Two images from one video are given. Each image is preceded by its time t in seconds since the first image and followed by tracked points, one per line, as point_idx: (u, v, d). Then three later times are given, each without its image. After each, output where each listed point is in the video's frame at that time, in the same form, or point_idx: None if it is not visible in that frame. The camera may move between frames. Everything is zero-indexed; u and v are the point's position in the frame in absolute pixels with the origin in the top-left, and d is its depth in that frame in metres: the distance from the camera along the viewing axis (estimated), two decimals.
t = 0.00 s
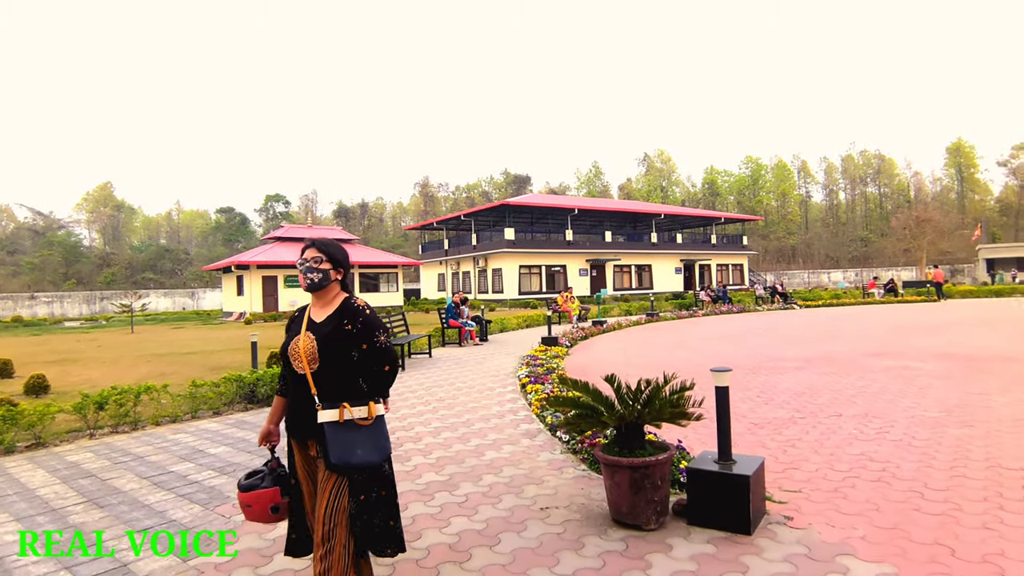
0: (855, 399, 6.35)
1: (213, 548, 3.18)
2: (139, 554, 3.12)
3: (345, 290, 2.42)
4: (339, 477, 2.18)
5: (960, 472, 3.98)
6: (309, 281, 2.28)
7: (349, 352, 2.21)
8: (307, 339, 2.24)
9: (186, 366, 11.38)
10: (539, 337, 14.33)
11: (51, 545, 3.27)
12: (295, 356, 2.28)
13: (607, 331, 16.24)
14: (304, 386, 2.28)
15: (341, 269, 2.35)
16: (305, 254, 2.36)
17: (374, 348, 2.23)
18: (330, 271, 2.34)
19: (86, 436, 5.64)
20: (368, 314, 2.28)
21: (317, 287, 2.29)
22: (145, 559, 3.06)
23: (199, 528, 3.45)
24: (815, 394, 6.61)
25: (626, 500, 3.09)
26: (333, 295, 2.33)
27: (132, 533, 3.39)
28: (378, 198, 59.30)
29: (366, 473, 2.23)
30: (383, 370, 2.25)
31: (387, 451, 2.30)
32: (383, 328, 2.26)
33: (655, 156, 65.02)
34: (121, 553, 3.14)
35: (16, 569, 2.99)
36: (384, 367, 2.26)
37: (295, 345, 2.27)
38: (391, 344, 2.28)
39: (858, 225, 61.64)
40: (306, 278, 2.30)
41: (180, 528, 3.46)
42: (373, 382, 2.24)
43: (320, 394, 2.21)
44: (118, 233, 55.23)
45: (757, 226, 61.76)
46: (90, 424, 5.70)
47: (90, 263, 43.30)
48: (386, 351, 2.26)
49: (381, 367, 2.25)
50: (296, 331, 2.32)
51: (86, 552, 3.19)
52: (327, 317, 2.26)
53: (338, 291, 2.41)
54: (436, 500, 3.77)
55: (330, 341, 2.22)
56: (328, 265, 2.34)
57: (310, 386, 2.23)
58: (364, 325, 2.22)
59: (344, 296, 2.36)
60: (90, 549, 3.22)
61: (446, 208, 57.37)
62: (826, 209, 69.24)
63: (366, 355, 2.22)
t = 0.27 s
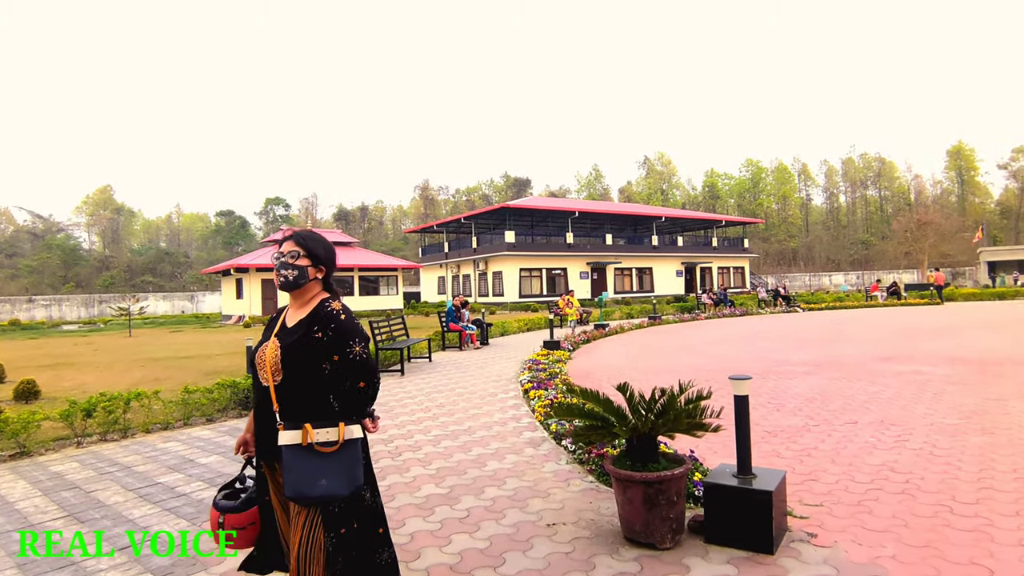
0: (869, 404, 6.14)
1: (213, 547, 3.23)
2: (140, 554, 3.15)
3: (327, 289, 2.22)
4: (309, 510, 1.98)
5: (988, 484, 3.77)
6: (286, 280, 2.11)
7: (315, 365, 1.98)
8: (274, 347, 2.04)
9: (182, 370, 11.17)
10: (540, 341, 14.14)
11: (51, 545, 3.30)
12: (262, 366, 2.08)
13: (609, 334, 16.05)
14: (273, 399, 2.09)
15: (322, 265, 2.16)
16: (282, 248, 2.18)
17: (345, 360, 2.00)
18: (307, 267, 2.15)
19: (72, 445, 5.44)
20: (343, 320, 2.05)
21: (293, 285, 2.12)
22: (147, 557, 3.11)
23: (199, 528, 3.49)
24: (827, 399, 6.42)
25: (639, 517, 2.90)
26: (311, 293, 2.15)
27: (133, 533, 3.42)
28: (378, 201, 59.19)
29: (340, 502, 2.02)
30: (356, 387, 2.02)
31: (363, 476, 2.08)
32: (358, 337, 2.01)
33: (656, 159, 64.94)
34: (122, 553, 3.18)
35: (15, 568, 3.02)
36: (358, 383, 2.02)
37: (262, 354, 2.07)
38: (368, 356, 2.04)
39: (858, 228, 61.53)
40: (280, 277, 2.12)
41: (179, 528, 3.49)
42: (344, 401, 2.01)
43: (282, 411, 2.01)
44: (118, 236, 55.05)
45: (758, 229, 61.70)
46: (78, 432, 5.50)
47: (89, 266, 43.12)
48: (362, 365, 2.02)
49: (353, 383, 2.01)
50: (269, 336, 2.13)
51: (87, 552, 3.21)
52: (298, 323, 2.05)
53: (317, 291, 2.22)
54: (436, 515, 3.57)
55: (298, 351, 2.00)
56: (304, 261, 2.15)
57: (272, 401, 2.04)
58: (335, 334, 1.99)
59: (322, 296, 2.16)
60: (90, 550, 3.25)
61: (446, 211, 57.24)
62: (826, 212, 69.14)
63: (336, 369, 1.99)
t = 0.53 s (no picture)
0: (881, 407, 5.94)
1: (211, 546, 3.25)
2: (140, 553, 3.13)
3: (305, 286, 2.00)
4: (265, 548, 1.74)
5: (1017, 492, 3.57)
6: (250, 272, 1.90)
7: (269, 380, 1.73)
8: (229, 354, 1.81)
9: (174, 372, 10.93)
10: (539, 341, 13.94)
11: (50, 545, 3.30)
12: (219, 376, 1.85)
13: (609, 334, 15.86)
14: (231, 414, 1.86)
15: (295, 257, 1.95)
16: (254, 235, 1.98)
17: (305, 376, 1.73)
18: (279, 259, 1.94)
19: (54, 452, 5.21)
20: (310, 323, 1.75)
21: (261, 278, 1.91)
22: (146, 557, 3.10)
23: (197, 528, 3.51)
24: (836, 401, 6.22)
25: (654, 533, 2.70)
26: (280, 288, 1.94)
27: (134, 532, 3.40)
28: (375, 201, 58.95)
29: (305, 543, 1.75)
30: (318, 408, 1.75)
31: (329, 512, 1.82)
32: (323, 349, 1.74)
33: (653, 158, 64.78)
34: (120, 553, 3.17)
35: (18, 568, 3.03)
36: (322, 404, 1.76)
37: (219, 362, 1.84)
38: (336, 371, 1.77)
39: (856, 227, 61.46)
40: (245, 270, 1.92)
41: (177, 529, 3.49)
42: (304, 424, 1.75)
43: (233, 432, 1.79)
44: (113, 236, 54.70)
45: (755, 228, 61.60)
46: (60, 439, 5.26)
47: (84, 266, 42.81)
48: (328, 383, 1.75)
49: (315, 404, 1.75)
50: (232, 339, 1.91)
51: (85, 551, 3.20)
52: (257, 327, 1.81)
53: (291, 287, 2.00)
54: (434, 527, 3.36)
55: (251, 363, 1.75)
56: (278, 251, 1.95)
57: (225, 417, 1.81)
58: (295, 344, 1.72)
59: (294, 293, 1.93)
60: (90, 549, 3.24)
61: (443, 210, 57.06)
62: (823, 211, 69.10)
63: (295, 385, 1.73)
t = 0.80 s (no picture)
0: (898, 413, 5.74)
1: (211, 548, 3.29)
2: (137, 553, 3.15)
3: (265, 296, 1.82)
4: None
5: None
6: (202, 276, 1.72)
7: (222, 408, 1.53)
8: (177, 375, 1.62)
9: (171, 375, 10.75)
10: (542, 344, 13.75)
11: (51, 546, 3.34)
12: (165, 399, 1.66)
13: (612, 337, 15.66)
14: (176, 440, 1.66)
15: (257, 260, 1.78)
16: (211, 233, 1.80)
17: (263, 404, 1.54)
18: (239, 261, 1.77)
19: (42, 460, 5.02)
20: (272, 341, 1.57)
21: (217, 283, 1.73)
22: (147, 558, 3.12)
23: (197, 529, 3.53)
24: (852, 408, 6.02)
25: (673, 556, 2.50)
26: (241, 293, 1.77)
27: (132, 533, 3.43)
28: (376, 202, 58.80)
29: None
30: (280, 445, 1.57)
31: (288, 558, 1.65)
32: (285, 372, 1.55)
33: (654, 160, 64.55)
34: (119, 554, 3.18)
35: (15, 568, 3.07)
36: (285, 439, 1.57)
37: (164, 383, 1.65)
38: (300, 401, 1.58)
39: (858, 228, 61.22)
40: (198, 273, 1.73)
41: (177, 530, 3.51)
42: (265, 459, 1.57)
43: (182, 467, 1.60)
44: (115, 237, 54.55)
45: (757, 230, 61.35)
46: (47, 447, 5.07)
47: (85, 267, 42.69)
48: (293, 413, 1.56)
49: (276, 439, 1.56)
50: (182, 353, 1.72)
51: (85, 552, 3.26)
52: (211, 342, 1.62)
53: (251, 294, 1.81)
54: (438, 547, 3.19)
55: (201, 386, 1.55)
56: (239, 256, 1.77)
57: (169, 447, 1.62)
58: (255, 367, 1.54)
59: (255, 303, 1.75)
60: (89, 549, 3.29)
61: (444, 212, 56.92)
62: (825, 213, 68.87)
63: (251, 417, 1.54)
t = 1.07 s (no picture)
0: (912, 416, 5.56)
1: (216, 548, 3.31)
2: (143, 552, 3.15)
3: (188, 296, 1.60)
4: None
5: None
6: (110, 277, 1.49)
7: (141, 431, 1.34)
8: (80, 392, 1.42)
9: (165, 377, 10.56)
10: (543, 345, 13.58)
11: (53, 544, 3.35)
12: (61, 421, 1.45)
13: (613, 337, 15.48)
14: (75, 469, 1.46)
15: (178, 260, 1.56)
16: (124, 225, 1.56)
17: (193, 423, 1.36)
18: (155, 259, 1.54)
19: (26, 468, 4.84)
20: (203, 353, 1.38)
21: (128, 285, 1.50)
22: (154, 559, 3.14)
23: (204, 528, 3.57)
24: (864, 411, 5.83)
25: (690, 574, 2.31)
26: (155, 298, 1.53)
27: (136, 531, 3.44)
28: (375, 203, 58.67)
29: None
30: (214, 468, 1.39)
31: None
32: (220, 386, 1.37)
33: (654, 160, 64.43)
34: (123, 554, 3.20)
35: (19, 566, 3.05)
36: (219, 463, 1.40)
37: (62, 402, 1.44)
38: (238, 419, 1.41)
39: (857, 228, 61.09)
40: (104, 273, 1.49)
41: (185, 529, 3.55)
42: (196, 487, 1.40)
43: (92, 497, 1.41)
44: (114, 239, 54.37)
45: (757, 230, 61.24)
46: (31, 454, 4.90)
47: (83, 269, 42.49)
48: (229, 433, 1.38)
49: (209, 463, 1.39)
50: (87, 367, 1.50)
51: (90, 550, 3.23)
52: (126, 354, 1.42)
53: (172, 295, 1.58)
54: (435, 562, 3.04)
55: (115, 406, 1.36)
56: (156, 254, 1.54)
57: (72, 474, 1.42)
58: (183, 380, 1.35)
59: (176, 308, 1.52)
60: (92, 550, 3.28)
61: (443, 213, 56.81)
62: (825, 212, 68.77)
63: (177, 439, 1.35)
